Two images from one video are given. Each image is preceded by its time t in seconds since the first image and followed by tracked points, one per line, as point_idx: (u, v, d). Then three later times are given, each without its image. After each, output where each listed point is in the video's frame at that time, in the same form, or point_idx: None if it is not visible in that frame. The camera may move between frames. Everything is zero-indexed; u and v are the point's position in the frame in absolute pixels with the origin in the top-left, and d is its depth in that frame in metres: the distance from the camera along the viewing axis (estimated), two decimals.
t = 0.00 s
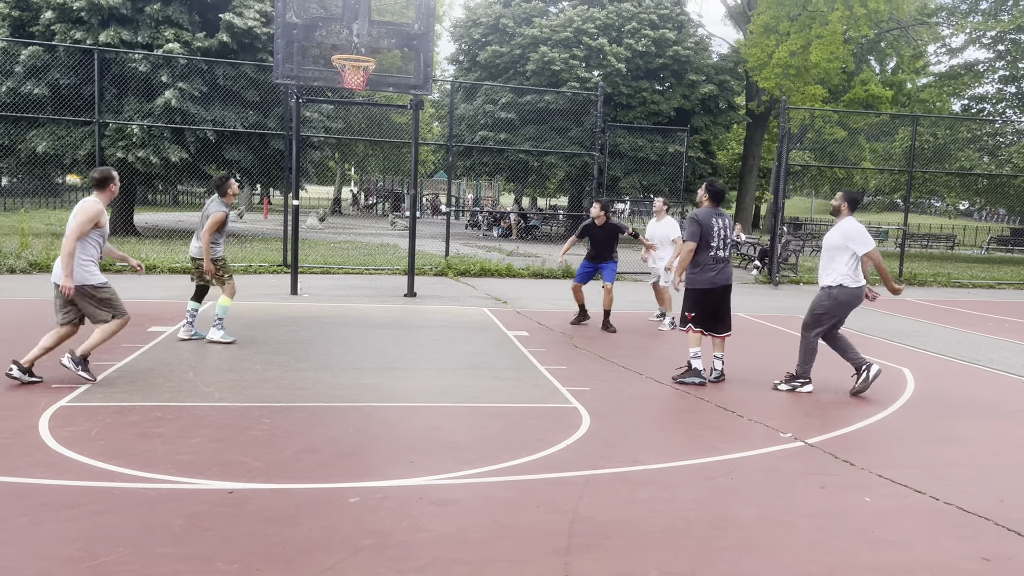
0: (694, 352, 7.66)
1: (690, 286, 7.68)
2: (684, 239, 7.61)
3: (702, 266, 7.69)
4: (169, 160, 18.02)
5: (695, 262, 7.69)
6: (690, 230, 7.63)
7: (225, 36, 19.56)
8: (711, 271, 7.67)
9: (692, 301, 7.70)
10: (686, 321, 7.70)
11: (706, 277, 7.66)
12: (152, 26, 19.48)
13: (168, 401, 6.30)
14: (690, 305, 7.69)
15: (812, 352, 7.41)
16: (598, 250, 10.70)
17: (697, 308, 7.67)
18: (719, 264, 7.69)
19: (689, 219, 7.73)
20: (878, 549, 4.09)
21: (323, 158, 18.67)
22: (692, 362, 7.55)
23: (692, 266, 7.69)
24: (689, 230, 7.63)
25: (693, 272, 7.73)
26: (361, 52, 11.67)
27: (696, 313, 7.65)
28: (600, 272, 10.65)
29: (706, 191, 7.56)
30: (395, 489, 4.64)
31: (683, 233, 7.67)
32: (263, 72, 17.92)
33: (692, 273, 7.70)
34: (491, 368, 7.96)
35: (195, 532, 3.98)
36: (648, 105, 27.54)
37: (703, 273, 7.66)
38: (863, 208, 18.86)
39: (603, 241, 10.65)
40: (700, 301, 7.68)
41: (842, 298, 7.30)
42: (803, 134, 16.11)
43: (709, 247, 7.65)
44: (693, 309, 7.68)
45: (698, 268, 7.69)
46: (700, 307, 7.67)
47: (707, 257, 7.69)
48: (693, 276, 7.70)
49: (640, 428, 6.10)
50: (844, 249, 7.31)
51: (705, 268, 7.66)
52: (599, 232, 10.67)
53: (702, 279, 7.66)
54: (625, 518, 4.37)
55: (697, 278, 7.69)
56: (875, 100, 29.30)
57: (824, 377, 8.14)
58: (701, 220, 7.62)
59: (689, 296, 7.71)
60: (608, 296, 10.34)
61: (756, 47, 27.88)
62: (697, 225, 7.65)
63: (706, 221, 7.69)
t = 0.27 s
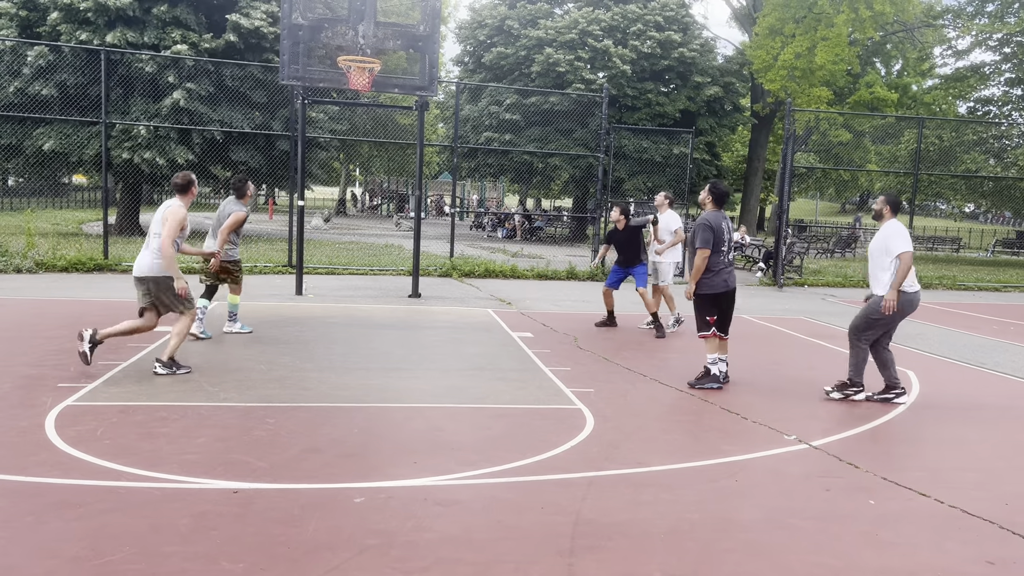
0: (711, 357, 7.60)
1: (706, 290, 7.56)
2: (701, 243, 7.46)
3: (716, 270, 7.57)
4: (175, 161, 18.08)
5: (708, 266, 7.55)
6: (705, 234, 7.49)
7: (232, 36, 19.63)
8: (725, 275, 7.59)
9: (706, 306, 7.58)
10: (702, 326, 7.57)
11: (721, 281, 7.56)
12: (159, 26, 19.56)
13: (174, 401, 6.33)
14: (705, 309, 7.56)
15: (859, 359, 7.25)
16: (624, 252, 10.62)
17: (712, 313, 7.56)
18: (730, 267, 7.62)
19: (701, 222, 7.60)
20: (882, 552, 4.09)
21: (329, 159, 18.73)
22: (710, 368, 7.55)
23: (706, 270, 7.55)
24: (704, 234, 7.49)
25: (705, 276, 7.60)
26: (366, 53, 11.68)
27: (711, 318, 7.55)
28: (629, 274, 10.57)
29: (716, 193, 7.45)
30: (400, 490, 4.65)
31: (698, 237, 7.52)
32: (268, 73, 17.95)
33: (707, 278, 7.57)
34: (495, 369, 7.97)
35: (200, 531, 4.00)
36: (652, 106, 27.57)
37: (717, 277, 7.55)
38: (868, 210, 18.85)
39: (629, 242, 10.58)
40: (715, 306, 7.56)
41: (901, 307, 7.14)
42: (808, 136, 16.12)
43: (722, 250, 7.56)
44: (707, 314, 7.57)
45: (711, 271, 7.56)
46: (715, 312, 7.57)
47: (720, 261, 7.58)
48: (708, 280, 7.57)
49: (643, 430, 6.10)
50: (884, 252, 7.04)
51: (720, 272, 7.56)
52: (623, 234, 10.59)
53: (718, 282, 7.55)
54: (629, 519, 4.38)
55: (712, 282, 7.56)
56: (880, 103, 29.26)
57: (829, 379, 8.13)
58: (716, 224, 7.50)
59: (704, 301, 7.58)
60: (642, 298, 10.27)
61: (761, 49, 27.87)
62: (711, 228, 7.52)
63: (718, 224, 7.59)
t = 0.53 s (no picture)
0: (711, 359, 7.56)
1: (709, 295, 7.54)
2: (705, 248, 7.46)
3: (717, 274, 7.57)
4: (183, 161, 18.13)
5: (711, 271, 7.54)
6: (707, 238, 7.50)
7: (240, 35, 19.67)
8: (724, 279, 7.62)
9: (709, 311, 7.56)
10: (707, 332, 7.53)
11: (723, 285, 7.57)
12: (168, 26, 19.63)
13: (181, 399, 6.34)
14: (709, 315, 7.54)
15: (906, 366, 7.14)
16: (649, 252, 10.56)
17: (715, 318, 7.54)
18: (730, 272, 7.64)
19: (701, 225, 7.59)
20: (889, 555, 4.07)
21: (336, 159, 18.76)
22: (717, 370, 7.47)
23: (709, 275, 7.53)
24: (707, 239, 7.49)
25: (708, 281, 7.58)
26: (374, 54, 11.69)
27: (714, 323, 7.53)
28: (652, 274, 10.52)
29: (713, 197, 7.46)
30: (405, 490, 4.65)
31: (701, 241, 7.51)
32: (276, 73, 17.98)
33: (711, 282, 7.56)
34: (501, 370, 7.97)
35: (206, 530, 4.01)
36: (660, 107, 27.54)
37: (719, 282, 7.56)
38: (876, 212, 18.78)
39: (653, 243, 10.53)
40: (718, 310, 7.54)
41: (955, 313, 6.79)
42: (816, 137, 16.06)
43: (723, 254, 7.58)
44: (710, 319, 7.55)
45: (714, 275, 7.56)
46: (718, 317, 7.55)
47: (721, 266, 7.59)
48: (711, 285, 7.56)
49: (650, 431, 6.09)
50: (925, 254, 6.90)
51: (722, 276, 7.57)
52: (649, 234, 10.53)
53: (720, 287, 7.56)
54: (635, 521, 4.37)
55: (715, 286, 7.55)
56: (889, 104, 29.14)
57: (837, 382, 8.09)
58: (719, 228, 7.51)
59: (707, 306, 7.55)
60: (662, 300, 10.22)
61: (769, 50, 27.80)
62: (712, 232, 7.53)
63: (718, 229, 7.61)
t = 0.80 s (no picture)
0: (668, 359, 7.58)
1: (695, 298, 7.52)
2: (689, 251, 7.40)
3: (704, 277, 7.53)
4: (193, 161, 18.21)
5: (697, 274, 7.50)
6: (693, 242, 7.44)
7: (251, 36, 19.74)
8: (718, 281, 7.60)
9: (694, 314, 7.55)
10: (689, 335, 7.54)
11: (711, 289, 7.55)
12: (179, 27, 19.72)
13: (190, 398, 6.37)
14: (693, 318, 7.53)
15: (924, 367, 7.08)
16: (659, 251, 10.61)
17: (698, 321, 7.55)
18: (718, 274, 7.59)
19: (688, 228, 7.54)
20: (897, 557, 4.06)
21: (345, 159, 18.81)
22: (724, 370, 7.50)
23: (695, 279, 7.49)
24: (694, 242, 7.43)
25: (694, 284, 7.55)
26: (383, 54, 11.73)
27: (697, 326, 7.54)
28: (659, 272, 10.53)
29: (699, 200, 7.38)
30: (412, 489, 4.66)
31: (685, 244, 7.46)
32: (286, 74, 18.01)
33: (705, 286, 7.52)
34: (509, 370, 7.97)
35: (214, 527, 4.02)
36: (670, 108, 27.50)
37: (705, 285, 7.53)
38: (886, 214, 18.70)
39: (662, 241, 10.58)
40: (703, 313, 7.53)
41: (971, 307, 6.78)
42: (826, 139, 16.02)
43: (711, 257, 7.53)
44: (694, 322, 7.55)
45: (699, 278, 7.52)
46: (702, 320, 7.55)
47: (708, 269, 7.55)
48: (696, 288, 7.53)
49: (657, 432, 6.08)
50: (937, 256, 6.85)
51: (709, 280, 7.52)
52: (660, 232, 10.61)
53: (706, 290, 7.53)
54: (643, 522, 4.36)
55: (701, 290, 7.53)
56: (899, 105, 29.02)
57: (846, 384, 8.06)
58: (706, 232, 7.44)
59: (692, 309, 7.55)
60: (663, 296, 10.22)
61: (779, 51, 27.73)
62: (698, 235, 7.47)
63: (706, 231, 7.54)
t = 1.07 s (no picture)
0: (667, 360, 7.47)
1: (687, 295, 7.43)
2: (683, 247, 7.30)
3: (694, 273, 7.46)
4: (204, 160, 18.30)
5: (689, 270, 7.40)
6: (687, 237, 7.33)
7: (262, 36, 19.82)
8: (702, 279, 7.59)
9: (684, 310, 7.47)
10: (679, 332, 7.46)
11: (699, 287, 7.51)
12: (191, 27, 19.82)
13: (200, 396, 6.40)
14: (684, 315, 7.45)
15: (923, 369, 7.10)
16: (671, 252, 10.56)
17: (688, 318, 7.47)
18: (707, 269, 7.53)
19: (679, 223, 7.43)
20: (907, 559, 4.04)
21: (355, 158, 18.85)
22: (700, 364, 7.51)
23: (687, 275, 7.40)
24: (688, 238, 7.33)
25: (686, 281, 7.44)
26: (394, 54, 11.76)
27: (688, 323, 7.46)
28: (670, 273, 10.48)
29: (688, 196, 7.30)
30: (421, 488, 4.67)
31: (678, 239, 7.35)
32: (297, 74, 18.04)
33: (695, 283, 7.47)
34: (518, 370, 7.98)
35: (224, 525, 4.04)
36: (680, 108, 27.47)
37: (696, 281, 7.45)
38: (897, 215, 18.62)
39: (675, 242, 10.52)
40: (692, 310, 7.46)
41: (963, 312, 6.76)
42: (837, 139, 15.96)
43: (702, 253, 7.46)
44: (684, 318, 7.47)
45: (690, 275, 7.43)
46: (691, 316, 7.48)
47: (699, 265, 7.47)
48: (687, 284, 7.44)
49: (666, 433, 6.07)
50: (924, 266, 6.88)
51: (699, 276, 7.45)
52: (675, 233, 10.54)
53: (696, 286, 7.46)
54: (651, 522, 4.36)
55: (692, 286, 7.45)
56: (911, 106, 28.88)
57: (855, 386, 8.03)
58: (699, 228, 7.37)
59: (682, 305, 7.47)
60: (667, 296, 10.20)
61: (790, 52, 27.66)
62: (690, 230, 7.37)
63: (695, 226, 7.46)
